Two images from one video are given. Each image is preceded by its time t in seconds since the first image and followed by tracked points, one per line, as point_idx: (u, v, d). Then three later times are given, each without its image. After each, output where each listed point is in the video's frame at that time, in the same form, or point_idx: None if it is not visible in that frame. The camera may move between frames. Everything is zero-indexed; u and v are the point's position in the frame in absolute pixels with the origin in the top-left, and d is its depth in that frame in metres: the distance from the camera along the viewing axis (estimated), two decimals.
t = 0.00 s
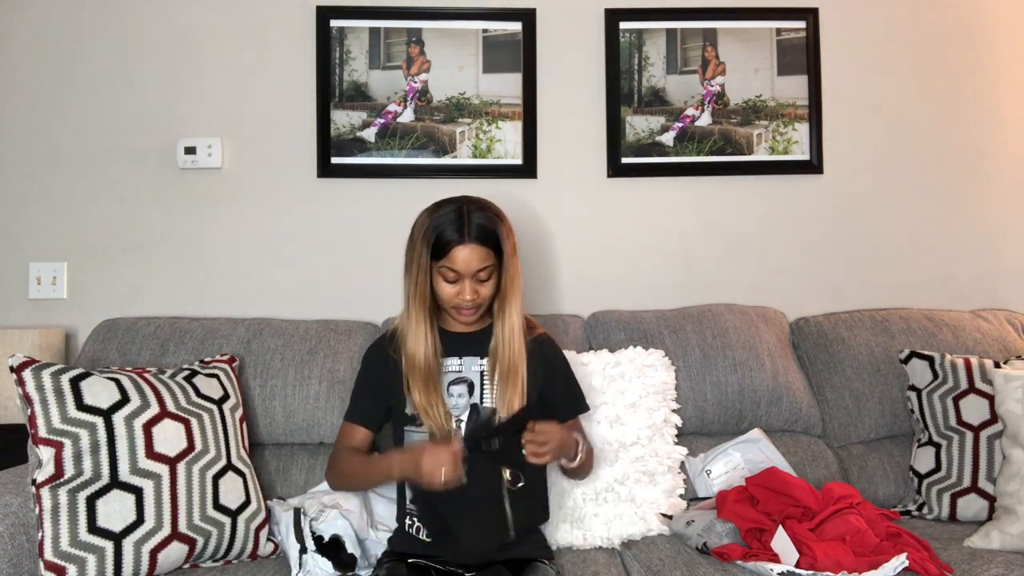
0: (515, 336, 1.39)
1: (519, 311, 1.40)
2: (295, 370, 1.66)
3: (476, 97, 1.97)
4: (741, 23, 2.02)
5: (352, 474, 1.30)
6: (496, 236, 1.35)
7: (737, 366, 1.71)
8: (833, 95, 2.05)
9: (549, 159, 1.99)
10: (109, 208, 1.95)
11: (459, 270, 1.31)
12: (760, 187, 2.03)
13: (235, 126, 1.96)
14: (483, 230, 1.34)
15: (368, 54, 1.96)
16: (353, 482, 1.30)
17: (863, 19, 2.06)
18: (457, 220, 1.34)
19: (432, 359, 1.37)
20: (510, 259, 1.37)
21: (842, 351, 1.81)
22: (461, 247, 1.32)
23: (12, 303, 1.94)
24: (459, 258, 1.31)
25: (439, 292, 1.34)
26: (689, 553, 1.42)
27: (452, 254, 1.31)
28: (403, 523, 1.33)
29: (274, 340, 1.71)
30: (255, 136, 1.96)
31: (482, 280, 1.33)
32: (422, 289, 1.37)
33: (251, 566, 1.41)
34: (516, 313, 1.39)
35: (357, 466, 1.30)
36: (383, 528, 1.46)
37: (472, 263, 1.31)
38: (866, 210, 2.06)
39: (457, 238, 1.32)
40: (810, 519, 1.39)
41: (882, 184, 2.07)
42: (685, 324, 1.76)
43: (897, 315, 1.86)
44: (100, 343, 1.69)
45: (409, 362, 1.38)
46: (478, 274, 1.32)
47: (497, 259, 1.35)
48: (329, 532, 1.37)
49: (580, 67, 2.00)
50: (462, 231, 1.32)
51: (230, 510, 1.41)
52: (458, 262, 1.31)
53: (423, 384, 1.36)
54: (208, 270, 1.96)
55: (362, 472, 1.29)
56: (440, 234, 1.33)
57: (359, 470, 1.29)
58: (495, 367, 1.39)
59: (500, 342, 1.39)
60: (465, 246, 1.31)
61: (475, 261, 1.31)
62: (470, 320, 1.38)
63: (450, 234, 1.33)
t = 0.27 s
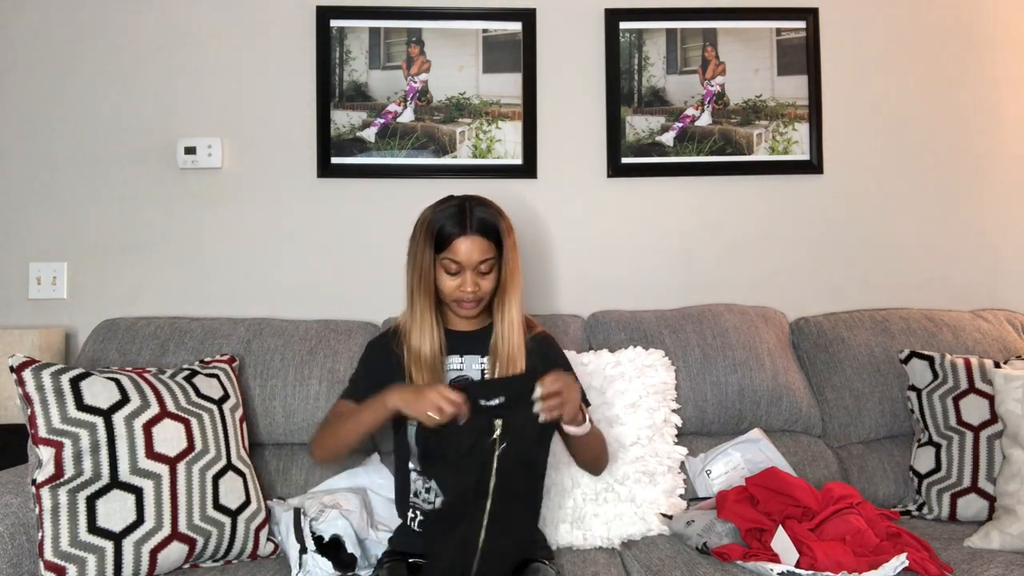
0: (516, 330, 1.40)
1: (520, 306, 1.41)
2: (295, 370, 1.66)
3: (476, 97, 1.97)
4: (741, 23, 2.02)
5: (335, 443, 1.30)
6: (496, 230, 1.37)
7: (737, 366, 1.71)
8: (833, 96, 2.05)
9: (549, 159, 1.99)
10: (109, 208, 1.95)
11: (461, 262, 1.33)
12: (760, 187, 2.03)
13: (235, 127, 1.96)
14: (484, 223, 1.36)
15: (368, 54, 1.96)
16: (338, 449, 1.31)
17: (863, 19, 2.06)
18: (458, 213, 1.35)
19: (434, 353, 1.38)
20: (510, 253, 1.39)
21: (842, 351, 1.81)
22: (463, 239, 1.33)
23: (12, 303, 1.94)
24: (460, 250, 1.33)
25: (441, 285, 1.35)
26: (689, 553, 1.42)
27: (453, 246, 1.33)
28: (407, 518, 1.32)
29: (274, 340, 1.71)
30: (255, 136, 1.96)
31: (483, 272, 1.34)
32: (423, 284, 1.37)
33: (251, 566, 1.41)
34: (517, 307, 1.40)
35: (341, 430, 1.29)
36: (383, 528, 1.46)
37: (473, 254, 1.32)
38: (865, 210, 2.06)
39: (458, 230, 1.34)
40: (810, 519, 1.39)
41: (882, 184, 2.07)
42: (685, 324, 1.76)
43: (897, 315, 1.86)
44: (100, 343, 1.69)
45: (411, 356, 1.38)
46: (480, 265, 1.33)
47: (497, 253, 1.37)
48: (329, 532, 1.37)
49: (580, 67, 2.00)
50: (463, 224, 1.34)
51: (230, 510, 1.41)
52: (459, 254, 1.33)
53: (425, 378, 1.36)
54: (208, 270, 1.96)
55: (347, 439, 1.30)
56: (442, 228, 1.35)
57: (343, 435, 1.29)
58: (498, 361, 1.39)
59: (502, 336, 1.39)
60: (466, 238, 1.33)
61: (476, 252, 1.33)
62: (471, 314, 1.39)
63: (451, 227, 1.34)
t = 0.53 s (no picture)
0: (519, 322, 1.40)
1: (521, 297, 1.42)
2: (294, 370, 1.66)
3: (476, 97, 1.97)
4: (741, 23, 2.02)
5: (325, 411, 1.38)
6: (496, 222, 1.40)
7: (737, 366, 1.71)
8: (833, 96, 2.05)
9: (549, 159, 1.99)
10: (109, 208, 1.95)
11: (461, 251, 1.35)
12: (760, 187, 2.03)
13: (235, 127, 1.96)
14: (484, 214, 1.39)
15: (368, 54, 1.96)
16: (332, 417, 1.38)
17: (863, 19, 2.06)
18: (458, 206, 1.38)
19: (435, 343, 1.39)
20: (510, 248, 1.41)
21: (842, 351, 1.81)
22: (463, 229, 1.36)
23: (12, 303, 1.94)
24: (460, 239, 1.35)
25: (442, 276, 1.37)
26: (689, 553, 1.42)
27: (453, 236, 1.35)
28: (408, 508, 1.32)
29: (274, 340, 1.71)
30: (255, 136, 1.96)
31: (482, 262, 1.36)
32: (425, 276, 1.40)
33: (251, 566, 1.41)
34: (518, 299, 1.41)
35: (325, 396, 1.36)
36: (383, 528, 1.46)
37: (473, 243, 1.35)
38: (865, 210, 2.06)
39: (457, 221, 1.36)
40: (810, 519, 1.39)
41: (882, 184, 2.07)
42: (685, 324, 1.76)
43: (897, 315, 1.86)
44: (100, 343, 1.69)
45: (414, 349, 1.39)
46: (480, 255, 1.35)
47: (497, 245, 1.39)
48: (329, 532, 1.37)
49: (580, 67, 2.00)
50: (462, 216, 1.37)
51: (230, 510, 1.41)
52: (459, 244, 1.35)
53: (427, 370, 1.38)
54: (208, 270, 1.96)
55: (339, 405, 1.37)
56: (442, 220, 1.38)
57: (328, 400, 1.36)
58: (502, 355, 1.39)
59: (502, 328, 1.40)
60: (465, 229, 1.35)
61: (476, 242, 1.36)
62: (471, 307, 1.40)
63: (451, 219, 1.37)
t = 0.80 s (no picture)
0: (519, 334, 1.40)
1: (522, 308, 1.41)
2: (294, 370, 1.66)
3: (476, 97, 1.97)
4: (741, 23, 2.02)
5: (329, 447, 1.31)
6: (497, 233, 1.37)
7: (737, 366, 1.71)
8: (833, 96, 2.05)
9: (549, 159, 1.99)
10: (109, 208, 1.95)
11: (459, 265, 1.34)
12: (760, 187, 2.03)
13: (235, 126, 1.96)
14: (484, 225, 1.36)
15: (368, 54, 1.96)
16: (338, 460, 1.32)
17: (863, 19, 2.06)
18: (459, 216, 1.36)
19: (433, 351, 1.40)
20: (513, 256, 1.39)
21: (842, 351, 1.81)
22: (461, 242, 1.34)
23: (12, 303, 1.94)
24: (459, 253, 1.34)
25: (440, 288, 1.36)
26: (689, 553, 1.42)
27: (452, 249, 1.34)
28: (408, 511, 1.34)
29: (274, 340, 1.71)
30: (255, 137, 1.96)
31: (482, 274, 1.35)
32: (423, 286, 1.39)
33: (251, 566, 1.41)
34: (519, 310, 1.40)
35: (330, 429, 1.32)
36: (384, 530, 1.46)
37: (471, 257, 1.33)
38: (865, 210, 2.06)
39: (457, 232, 1.34)
40: (810, 519, 1.39)
41: (881, 184, 2.07)
42: (685, 324, 1.76)
43: (897, 315, 1.86)
44: (100, 343, 1.69)
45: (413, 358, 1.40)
46: (478, 269, 1.34)
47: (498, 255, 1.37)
48: (329, 532, 1.36)
49: (580, 67, 1.99)
50: (463, 226, 1.34)
51: (230, 510, 1.41)
52: (457, 257, 1.34)
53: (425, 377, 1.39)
54: (208, 269, 1.96)
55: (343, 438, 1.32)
56: (441, 230, 1.36)
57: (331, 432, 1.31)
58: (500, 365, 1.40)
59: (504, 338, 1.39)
60: (465, 241, 1.34)
61: (474, 255, 1.34)
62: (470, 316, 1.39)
63: (451, 230, 1.35)
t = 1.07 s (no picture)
0: (514, 361, 1.36)
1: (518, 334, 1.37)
2: (295, 370, 1.66)
3: (476, 97, 1.97)
4: (741, 23, 2.02)
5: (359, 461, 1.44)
6: (491, 261, 1.31)
7: (737, 366, 1.71)
8: (833, 96, 2.05)
9: (549, 159, 1.99)
10: (109, 208, 1.95)
11: (451, 300, 1.28)
12: (760, 187, 2.03)
13: (235, 126, 1.96)
14: (477, 256, 1.30)
15: (368, 54, 1.96)
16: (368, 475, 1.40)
17: (863, 19, 2.06)
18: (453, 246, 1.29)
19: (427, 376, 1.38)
20: (508, 284, 1.34)
21: (842, 351, 1.81)
22: (452, 277, 1.28)
23: (12, 303, 1.94)
24: (450, 288, 1.28)
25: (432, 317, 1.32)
26: (689, 553, 1.42)
27: (443, 284, 1.28)
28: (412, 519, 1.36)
29: (274, 340, 1.71)
30: (255, 136, 1.96)
31: (475, 307, 1.30)
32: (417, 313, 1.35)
33: (251, 566, 1.41)
34: (514, 336, 1.36)
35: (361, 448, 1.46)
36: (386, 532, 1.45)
37: (462, 294, 1.27)
38: (865, 210, 2.06)
39: (450, 264, 1.28)
40: (810, 520, 1.39)
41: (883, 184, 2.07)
42: (685, 324, 1.76)
43: (897, 315, 1.86)
44: (100, 343, 1.69)
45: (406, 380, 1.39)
46: (470, 304, 1.29)
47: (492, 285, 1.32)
48: (329, 532, 1.37)
49: (580, 67, 1.99)
50: (457, 259, 1.28)
51: (230, 510, 1.41)
52: (448, 292, 1.28)
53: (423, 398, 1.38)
54: (208, 269, 1.96)
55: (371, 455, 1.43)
56: (433, 260, 1.30)
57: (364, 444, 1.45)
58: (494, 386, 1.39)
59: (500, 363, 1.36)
60: (459, 273, 1.28)
61: (466, 291, 1.28)
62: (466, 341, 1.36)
63: (443, 259, 1.29)
